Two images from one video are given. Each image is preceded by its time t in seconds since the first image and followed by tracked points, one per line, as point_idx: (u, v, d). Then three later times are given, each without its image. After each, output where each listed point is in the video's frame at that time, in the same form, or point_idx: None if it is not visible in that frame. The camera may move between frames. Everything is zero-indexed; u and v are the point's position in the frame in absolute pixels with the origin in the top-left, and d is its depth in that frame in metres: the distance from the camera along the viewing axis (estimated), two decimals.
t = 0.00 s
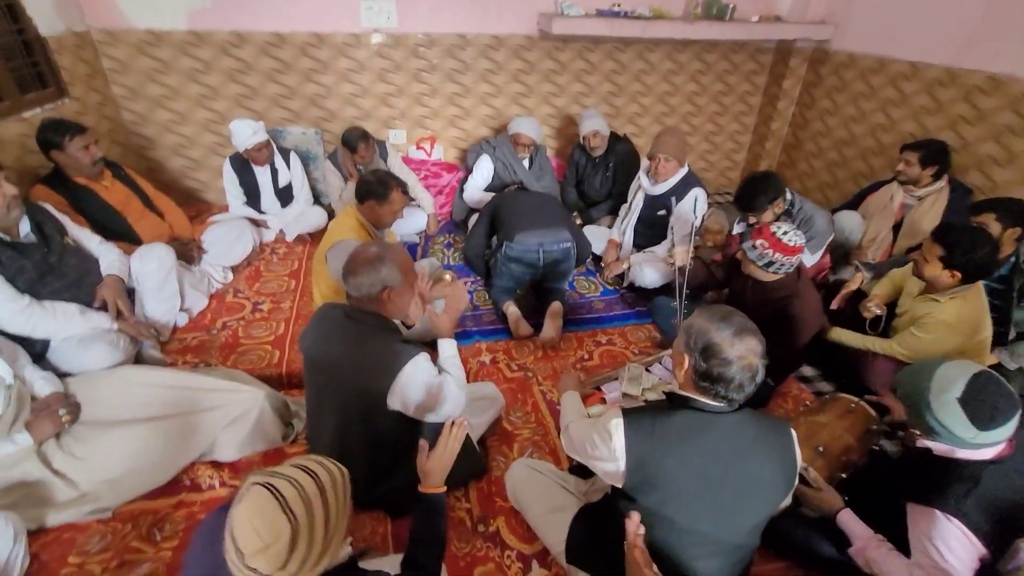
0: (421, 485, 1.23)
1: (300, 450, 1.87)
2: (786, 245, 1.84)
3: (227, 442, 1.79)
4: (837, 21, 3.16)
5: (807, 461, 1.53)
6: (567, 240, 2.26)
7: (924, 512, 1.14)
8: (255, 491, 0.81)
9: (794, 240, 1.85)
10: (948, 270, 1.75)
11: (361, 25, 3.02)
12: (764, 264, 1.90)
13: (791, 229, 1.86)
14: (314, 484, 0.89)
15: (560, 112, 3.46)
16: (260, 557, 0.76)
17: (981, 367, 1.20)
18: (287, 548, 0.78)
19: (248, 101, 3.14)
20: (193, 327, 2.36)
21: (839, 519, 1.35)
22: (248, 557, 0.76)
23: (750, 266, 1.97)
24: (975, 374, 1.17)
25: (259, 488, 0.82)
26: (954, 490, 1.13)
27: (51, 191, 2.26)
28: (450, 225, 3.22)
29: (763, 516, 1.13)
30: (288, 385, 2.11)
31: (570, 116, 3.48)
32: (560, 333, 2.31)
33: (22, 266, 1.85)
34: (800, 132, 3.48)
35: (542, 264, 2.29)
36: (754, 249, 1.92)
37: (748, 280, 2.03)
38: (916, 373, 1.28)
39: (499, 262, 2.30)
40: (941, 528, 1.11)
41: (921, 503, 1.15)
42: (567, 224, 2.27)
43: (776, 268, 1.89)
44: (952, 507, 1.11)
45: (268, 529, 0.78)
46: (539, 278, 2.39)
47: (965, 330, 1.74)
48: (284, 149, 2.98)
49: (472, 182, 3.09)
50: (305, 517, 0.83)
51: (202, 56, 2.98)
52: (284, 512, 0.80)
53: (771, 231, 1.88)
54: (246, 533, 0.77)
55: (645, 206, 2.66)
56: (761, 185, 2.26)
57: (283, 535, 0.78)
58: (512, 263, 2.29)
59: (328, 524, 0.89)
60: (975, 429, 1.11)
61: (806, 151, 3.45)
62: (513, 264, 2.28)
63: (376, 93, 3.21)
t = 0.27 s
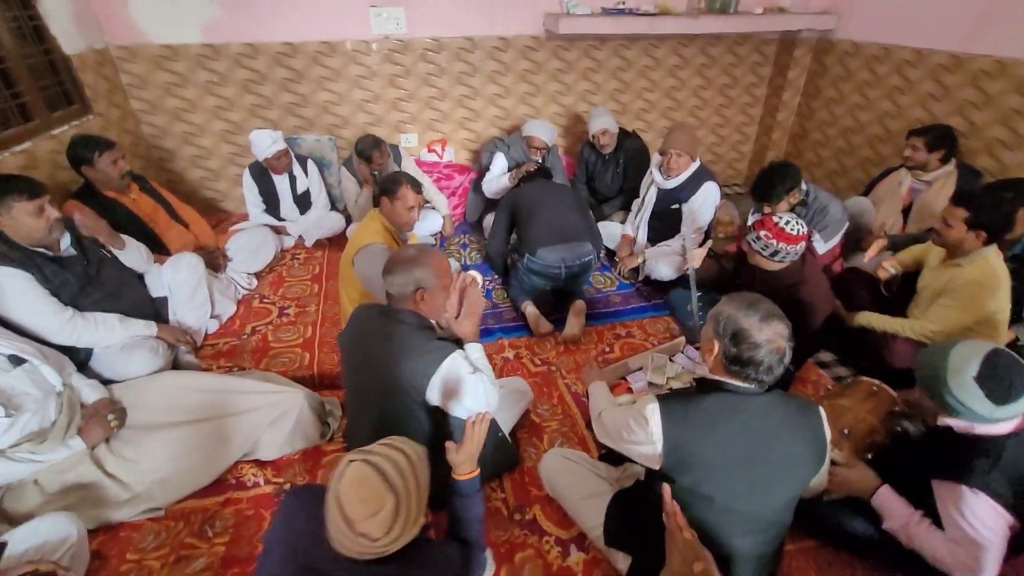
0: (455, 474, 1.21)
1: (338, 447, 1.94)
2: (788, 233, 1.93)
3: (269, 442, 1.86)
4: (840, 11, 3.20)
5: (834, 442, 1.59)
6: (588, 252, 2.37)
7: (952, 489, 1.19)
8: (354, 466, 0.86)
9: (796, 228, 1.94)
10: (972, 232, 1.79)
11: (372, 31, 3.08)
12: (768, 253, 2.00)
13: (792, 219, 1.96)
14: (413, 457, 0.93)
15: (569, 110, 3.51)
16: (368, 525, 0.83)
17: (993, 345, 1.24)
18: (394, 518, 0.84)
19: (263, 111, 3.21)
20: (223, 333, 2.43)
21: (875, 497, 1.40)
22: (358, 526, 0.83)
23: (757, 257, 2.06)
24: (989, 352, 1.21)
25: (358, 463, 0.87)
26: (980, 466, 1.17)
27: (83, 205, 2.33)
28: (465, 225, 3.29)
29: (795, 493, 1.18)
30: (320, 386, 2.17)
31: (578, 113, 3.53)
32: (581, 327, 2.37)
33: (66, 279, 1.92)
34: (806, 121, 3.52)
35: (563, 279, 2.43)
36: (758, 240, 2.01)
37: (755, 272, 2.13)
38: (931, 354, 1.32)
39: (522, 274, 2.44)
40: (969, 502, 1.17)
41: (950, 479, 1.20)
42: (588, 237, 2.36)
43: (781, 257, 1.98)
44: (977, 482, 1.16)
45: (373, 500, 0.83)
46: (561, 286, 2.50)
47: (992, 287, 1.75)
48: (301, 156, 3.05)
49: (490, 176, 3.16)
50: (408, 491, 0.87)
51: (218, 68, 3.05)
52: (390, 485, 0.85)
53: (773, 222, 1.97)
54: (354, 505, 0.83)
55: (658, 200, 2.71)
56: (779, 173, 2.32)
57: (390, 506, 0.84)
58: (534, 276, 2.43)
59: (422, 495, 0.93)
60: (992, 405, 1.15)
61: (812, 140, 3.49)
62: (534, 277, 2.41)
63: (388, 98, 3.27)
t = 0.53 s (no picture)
0: (489, 462, 1.20)
1: (358, 442, 1.98)
2: (771, 223, 2.01)
3: (291, 439, 1.89)
4: (821, 8, 3.33)
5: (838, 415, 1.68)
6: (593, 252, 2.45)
7: (954, 456, 1.28)
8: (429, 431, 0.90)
9: (778, 217, 2.01)
10: (962, 203, 1.92)
11: (368, 34, 3.12)
12: (757, 244, 2.06)
13: (775, 208, 2.03)
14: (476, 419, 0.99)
15: (562, 109, 3.59)
16: (445, 483, 0.88)
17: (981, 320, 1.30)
18: (468, 476, 0.89)
19: (260, 115, 3.22)
20: (233, 336, 2.46)
21: (883, 471, 1.48)
22: (435, 483, 0.88)
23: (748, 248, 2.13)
24: (978, 327, 1.27)
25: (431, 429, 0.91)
26: (978, 434, 1.25)
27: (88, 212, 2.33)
28: (464, 225, 3.35)
29: (810, 462, 1.25)
30: (335, 385, 2.21)
31: (572, 112, 3.61)
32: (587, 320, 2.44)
33: (78, 285, 1.92)
34: (791, 115, 3.65)
35: (569, 282, 2.50)
36: (746, 233, 2.08)
37: (750, 259, 2.21)
38: (924, 332, 1.38)
39: (528, 275, 2.51)
40: (971, 466, 1.25)
41: (953, 447, 1.29)
42: (593, 237, 2.45)
43: (770, 246, 2.05)
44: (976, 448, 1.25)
45: (450, 460, 0.88)
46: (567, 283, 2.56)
47: (983, 252, 1.89)
48: (300, 160, 3.08)
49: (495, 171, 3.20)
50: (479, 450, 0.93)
51: (214, 73, 3.06)
52: (462, 444, 0.90)
53: (758, 214, 2.04)
54: (432, 463, 0.87)
55: (655, 193, 2.80)
56: (771, 164, 2.41)
57: (464, 464, 0.89)
58: (540, 279, 2.50)
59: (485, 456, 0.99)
60: (988, 375, 1.21)
61: (797, 133, 3.62)
62: (540, 280, 2.49)
63: (384, 100, 3.31)
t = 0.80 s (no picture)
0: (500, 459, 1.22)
1: (361, 444, 1.99)
2: (755, 217, 2.07)
3: (293, 443, 1.90)
4: (795, 8, 3.43)
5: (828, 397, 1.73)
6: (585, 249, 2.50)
7: (940, 432, 1.35)
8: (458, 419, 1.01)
9: (762, 211, 2.08)
10: (937, 195, 2.00)
11: (354, 40, 3.13)
12: (743, 238, 2.12)
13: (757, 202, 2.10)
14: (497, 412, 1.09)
15: (548, 111, 3.64)
16: (474, 465, 0.97)
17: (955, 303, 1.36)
18: (494, 460, 0.99)
19: (246, 122, 3.21)
20: (228, 344, 2.45)
21: (872, 451, 1.54)
22: (464, 466, 0.97)
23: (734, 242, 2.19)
24: (953, 310, 1.33)
25: (459, 417, 1.02)
26: (960, 411, 1.32)
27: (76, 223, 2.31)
28: (455, 227, 3.37)
29: (807, 442, 1.30)
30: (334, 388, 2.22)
31: (557, 114, 3.66)
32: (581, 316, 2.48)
33: (71, 296, 1.90)
34: (769, 113, 3.75)
35: (563, 280, 2.54)
36: (732, 228, 2.14)
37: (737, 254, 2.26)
38: (904, 319, 1.44)
39: (522, 276, 2.53)
40: (956, 441, 1.32)
41: (937, 423, 1.37)
42: (584, 234, 2.50)
43: (755, 240, 2.11)
44: (958, 423, 1.32)
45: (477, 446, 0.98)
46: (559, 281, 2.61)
47: (959, 243, 1.97)
48: (289, 166, 3.08)
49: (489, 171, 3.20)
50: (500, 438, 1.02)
51: (199, 80, 3.04)
52: (486, 429, 1.01)
53: (742, 209, 2.11)
54: (461, 446, 0.97)
55: (644, 189, 2.86)
56: (753, 161, 2.49)
57: (489, 448, 0.99)
58: (534, 279, 2.53)
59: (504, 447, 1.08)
60: (967, 355, 1.27)
61: (776, 131, 3.73)
62: (535, 279, 2.52)
63: (371, 104, 3.32)
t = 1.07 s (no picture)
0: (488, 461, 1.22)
1: (352, 447, 1.99)
2: (740, 221, 2.11)
3: (284, 446, 1.89)
4: (778, 18, 3.52)
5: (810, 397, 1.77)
6: (571, 248, 2.54)
7: (916, 425, 1.40)
8: (449, 413, 1.04)
9: (747, 215, 2.12)
10: (904, 212, 2.12)
11: (344, 44, 3.14)
12: (729, 242, 2.16)
13: (744, 207, 2.13)
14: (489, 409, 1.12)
15: (537, 116, 3.68)
16: (466, 458, 1.00)
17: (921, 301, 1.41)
18: (487, 452, 1.03)
19: (235, 125, 3.19)
20: (216, 348, 2.43)
21: (852, 445, 1.58)
22: (457, 459, 1.00)
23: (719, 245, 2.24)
24: (921, 308, 1.38)
25: (450, 412, 1.05)
26: (937, 404, 1.37)
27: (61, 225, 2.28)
28: (444, 231, 3.39)
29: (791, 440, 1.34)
30: (325, 391, 2.23)
31: (545, 119, 3.70)
32: (569, 319, 2.51)
33: (56, 299, 1.88)
34: (753, 120, 3.83)
35: (551, 278, 2.57)
36: (718, 232, 2.17)
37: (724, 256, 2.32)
38: (875, 319, 1.48)
39: (511, 276, 2.56)
40: (930, 434, 1.38)
41: (914, 417, 1.41)
42: (572, 237, 2.54)
43: (741, 243, 2.15)
44: (934, 416, 1.37)
45: (468, 438, 1.02)
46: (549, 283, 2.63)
47: (924, 260, 2.05)
48: (278, 169, 3.08)
49: (482, 175, 3.23)
50: (491, 433, 1.06)
51: (186, 83, 3.03)
52: (478, 423, 1.05)
53: (728, 213, 2.13)
54: (454, 440, 1.00)
55: (631, 195, 2.91)
56: (737, 167, 2.54)
57: (481, 442, 1.03)
58: (523, 277, 2.56)
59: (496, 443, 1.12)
60: (936, 352, 1.32)
61: (759, 137, 3.81)
62: (524, 278, 2.54)
63: (360, 108, 3.33)
